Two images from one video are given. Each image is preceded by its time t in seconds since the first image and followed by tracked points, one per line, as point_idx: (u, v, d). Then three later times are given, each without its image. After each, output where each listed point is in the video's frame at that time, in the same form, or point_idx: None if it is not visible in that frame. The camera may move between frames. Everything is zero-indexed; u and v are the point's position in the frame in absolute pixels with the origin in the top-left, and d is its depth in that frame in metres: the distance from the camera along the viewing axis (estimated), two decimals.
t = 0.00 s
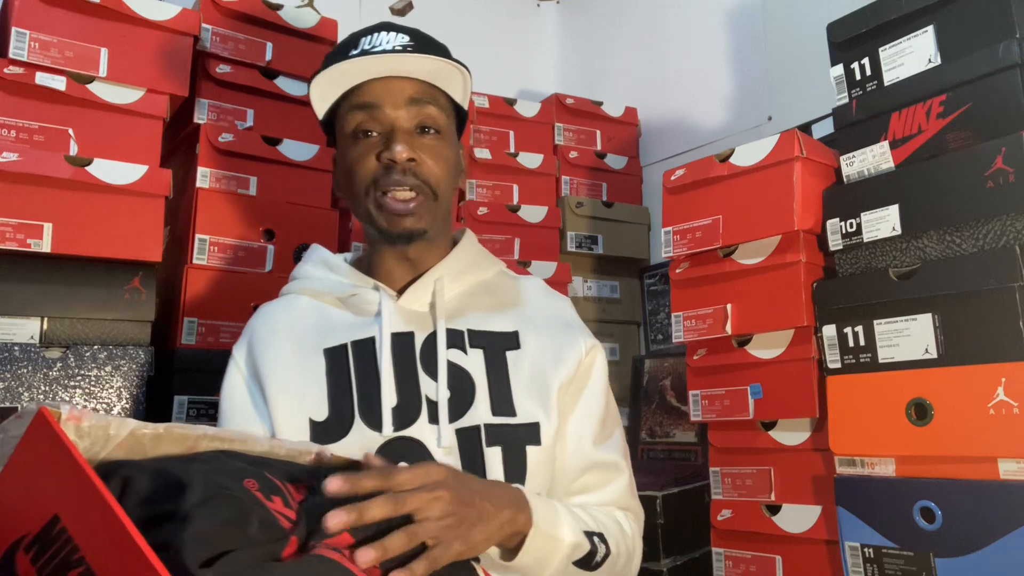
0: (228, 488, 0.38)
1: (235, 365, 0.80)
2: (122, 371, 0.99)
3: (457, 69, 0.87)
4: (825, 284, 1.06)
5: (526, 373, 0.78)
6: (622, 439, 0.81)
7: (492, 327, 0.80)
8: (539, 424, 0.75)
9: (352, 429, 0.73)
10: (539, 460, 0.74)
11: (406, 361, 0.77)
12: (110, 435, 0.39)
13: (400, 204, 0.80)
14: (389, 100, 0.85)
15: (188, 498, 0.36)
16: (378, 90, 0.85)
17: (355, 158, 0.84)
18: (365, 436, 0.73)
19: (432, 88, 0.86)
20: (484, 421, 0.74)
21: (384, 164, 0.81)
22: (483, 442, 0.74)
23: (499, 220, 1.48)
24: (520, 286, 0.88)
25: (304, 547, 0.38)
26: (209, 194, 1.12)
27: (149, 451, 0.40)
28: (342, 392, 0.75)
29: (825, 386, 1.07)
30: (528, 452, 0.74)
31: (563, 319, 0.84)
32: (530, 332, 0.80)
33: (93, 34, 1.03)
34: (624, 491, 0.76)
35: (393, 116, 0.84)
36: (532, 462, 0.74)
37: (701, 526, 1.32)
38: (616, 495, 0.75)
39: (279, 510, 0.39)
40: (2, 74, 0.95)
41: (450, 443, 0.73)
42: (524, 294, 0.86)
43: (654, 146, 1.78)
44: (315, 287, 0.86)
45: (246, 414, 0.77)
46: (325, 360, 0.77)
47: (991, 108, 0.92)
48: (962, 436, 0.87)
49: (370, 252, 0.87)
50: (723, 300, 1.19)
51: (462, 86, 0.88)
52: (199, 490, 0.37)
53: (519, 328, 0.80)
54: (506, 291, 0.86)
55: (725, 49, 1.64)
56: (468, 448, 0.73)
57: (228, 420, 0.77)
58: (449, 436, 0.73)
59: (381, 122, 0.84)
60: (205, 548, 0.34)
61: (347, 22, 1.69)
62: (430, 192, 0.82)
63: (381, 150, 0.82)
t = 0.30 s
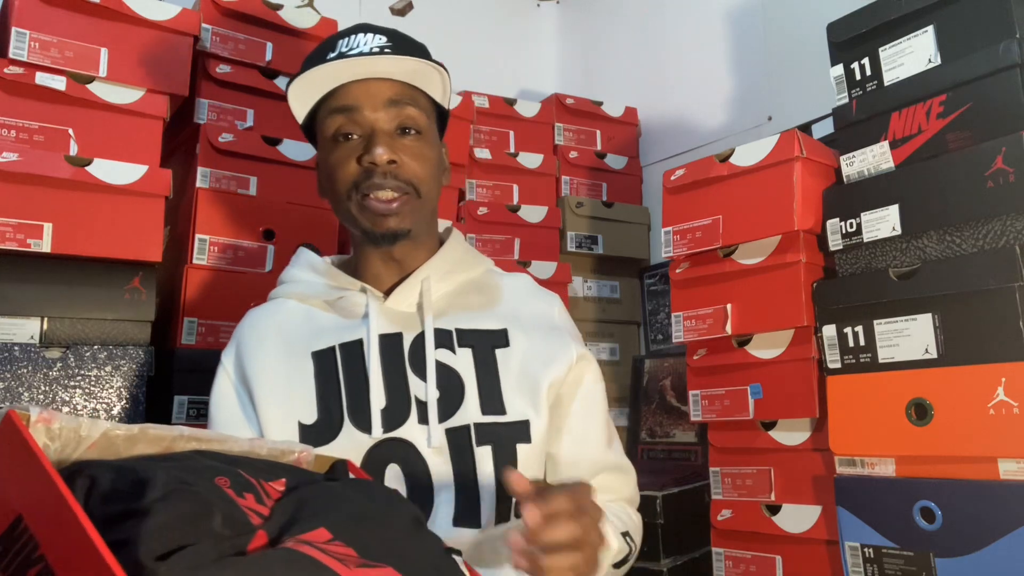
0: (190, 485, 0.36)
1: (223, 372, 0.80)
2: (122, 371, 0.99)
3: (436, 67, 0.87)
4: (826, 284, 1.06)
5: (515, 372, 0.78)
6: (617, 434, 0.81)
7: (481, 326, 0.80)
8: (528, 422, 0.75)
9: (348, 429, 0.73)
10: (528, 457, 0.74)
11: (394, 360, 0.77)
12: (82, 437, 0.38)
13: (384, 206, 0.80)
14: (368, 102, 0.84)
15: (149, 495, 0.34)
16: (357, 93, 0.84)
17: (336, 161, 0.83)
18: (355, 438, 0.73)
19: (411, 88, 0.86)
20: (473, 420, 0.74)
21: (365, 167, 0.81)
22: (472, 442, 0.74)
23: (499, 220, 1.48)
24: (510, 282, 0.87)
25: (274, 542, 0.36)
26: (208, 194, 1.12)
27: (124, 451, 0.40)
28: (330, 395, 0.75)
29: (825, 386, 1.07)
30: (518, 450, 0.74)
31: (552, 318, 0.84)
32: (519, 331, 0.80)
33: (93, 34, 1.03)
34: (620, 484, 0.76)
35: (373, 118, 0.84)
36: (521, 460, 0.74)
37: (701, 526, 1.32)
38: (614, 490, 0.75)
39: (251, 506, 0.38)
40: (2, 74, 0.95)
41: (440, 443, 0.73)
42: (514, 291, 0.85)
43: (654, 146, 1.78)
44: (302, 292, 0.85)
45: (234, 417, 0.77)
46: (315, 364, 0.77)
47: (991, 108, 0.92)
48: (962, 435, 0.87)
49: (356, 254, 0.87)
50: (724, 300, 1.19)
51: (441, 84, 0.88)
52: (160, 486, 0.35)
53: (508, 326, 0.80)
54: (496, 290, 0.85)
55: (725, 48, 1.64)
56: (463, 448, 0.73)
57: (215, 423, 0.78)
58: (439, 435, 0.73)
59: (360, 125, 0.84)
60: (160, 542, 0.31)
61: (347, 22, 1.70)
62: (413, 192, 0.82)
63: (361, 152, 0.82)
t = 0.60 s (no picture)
0: (168, 470, 0.38)
1: (228, 370, 0.80)
2: (122, 371, 0.99)
3: (420, 69, 0.82)
4: (826, 284, 1.06)
5: (518, 374, 0.78)
6: (615, 437, 0.82)
7: (485, 328, 0.80)
8: (532, 423, 0.75)
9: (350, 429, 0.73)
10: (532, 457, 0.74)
11: (398, 360, 0.77)
12: (73, 426, 0.39)
13: (367, 223, 0.78)
14: (343, 113, 0.79)
15: (122, 478, 0.36)
16: (332, 107, 0.80)
17: (321, 177, 0.81)
18: (359, 437, 0.73)
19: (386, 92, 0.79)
20: (476, 421, 0.74)
21: (343, 185, 0.78)
22: (475, 442, 0.73)
23: (499, 220, 1.48)
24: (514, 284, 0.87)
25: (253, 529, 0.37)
26: (209, 193, 1.12)
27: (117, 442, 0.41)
28: (334, 394, 0.76)
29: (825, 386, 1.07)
30: (521, 450, 0.74)
31: (553, 322, 0.84)
32: (522, 333, 0.80)
33: (93, 34, 1.03)
34: (617, 488, 0.78)
35: (348, 133, 0.79)
36: (524, 460, 0.74)
37: (701, 526, 1.32)
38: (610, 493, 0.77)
39: (236, 497, 0.39)
40: (2, 74, 0.95)
41: (444, 442, 0.73)
42: (516, 293, 0.86)
43: (654, 146, 1.78)
44: (305, 290, 0.85)
45: (237, 415, 0.77)
46: (318, 362, 0.77)
47: (991, 108, 0.92)
48: (962, 435, 0.87)
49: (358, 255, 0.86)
50: (724, 300, 1.19)
51: (429, 86, 0.83)
52: (134, 470, 0.36)
53: (512, 329, 0.80)
54: (501, 292, 0.85)
55: (725, 48, 1.64)
56: (463, 447, 0.73)
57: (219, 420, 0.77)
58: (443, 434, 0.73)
59: (338, 137, 0.80)
60: (128, 523, 0.33)
61: (347, 22, 1.70)
62: (395, 205, 0.78)
63: (338, 168, 0.78)
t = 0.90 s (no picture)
0: (163, 446, 0.37)
1: (235, 364, 0.81)
2: (122, 371, 0.99)
3: (416, 72, 0.81)
4: (825, 284, 1.06)
5: (520, 373, 0.78)
6: (621, 437, 0.81)
7: (487, 328, 0.80)
8: (532, 423, 0.75)
9: (349, 427, 0.73)
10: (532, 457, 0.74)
11: (401, 358, 0.77)
12: (76, 400, 0.39)
13: (360, 232, 0.77)
14: (336, 121, 0.79)
15: (117, 451, 0.35)
16: (324, 116, 0.79)
17: (318, 186, 0.81)
18: (359, 434, 0.73)
19: (377, 99, 0.78)
20: (476, 421, 0.74)
21: (336, 194, 0.77)
22: (474, 442, 0.73)
23: (499, 220, 1.48)
24: (518, 285, 0.87)
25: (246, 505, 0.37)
26: (209, 193, 1.12)
27: (120, 415, 0.41)
28: (336, 390, 0.76)
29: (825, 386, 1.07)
30: (521, 451, 0.74)
31: (558, 322, 0.83)
32: (525, 334, 0.80)
33: (93, 34, 1.03)
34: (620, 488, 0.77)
35: (341, 142, 0.79)
36: (523, 460, 0.74)
37: (701, 526, 1.32)
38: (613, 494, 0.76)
39: (231, 473, 0.39)
40: (2, 74, 0.95)
41: (443, 442, 0.73)
42: (520, 294, 0.85)
43: (654, 146, 1.78)
44: (314, 287, 0.86)
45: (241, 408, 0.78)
46: (323, 360, 0.78)
47: (991, 108, 0.92)
48: (962, 436, 0.87)
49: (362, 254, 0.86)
50: (724, 300, 1.19)
51: (427, 89, 0.83)
52: (129, 443, 0.36)
53: (515, 329, 0.80)
54: (505, 293, 0.85)
55: (725, 48, 1.64)
56: (463, 447, 0.73)
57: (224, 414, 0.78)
58: (442, 434, 0.73)
59: (331, 145, 0.79)
60: (119, 494, 0.32)
61: (347, 22, 1.70)
62: (388, 213, 0.77)
63: (331, 177, 0.78)
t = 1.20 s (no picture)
0: (148, 460, 0.37)
1: (244, 361, 0.81)
2: (122, 371, 0.99)
3: (436, 76, 0.82)
4: (825, 284, 1.06)
5: (530, 374, 0.77)
6: (625, 441, 0.81)
7: (498, 328, 0.80)
8: (542, 424, 0.75)
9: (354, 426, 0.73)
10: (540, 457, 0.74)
11: (412, 357, 0.77)
12: (59, 420, 0.40)
13: (376, 234, 0.77)
14: (355, 122, 0.79)
15: (103, 471, 0.35)
16: (344, 116, 0.79)
17: (335, 186, 0.81)
18: (368, 432, 0.73)
19: (398, 101, 0.78)
20: (486, 420, 0.74)
21: (354, 195, 0.77)
22: (483, 442, 0.73)
23: (498, 220, 1.48)
24: (529, 286, 0.87)
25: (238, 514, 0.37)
26: (209, 193, 1.12)
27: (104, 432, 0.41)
28: (344, 387, 0.76)
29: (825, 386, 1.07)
30: (529, 452, 0.74)
31: (568, 325, 0.84)
32: (535, 335, 0.80)
33: (93, 34, 1.03)
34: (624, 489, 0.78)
35: (360, 142, 0.79)
36: (531, 462, 0.74)
37: (701, 526, 1.32)
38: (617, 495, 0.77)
39: (220, 483, 0.39)
40: (2, 74, 0.95)
41: (452, 440, 0.73)
42: (531, 295, 0.85)
43: (654, 146, 1.78)
44: (322, 285, 0.86)
45: (249, 406, 0.77)
46: (332, 354, 0.78)
47: (991, 108, 0.92)
48: (962, 436, 0.87)
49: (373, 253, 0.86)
50: (724, 300, 1.19)
51: (445, 93, 0.83)
52: (115, 462, 0.36)
53: (526, 330, 0.80)
54: (516, 294, 0.85)
55: (725, 48, 1.64)
56: (469, 446, 0.73)
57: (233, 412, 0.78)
58: (451, 433, 0.73)
59: (350, 146, 0.79)
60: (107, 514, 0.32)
61: (346, 22, 1.70)
62: (405, 217, 0.78)
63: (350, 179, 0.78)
